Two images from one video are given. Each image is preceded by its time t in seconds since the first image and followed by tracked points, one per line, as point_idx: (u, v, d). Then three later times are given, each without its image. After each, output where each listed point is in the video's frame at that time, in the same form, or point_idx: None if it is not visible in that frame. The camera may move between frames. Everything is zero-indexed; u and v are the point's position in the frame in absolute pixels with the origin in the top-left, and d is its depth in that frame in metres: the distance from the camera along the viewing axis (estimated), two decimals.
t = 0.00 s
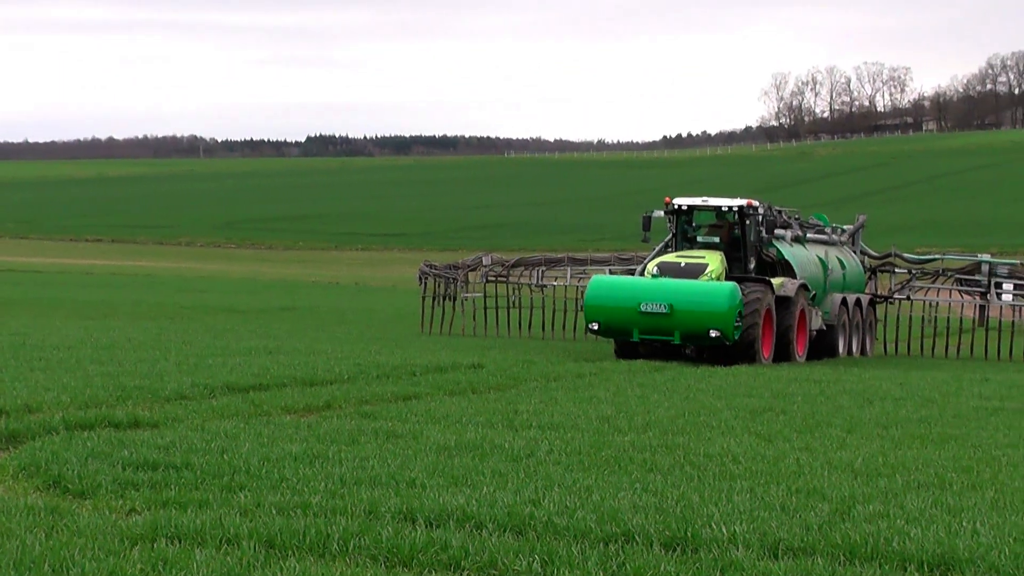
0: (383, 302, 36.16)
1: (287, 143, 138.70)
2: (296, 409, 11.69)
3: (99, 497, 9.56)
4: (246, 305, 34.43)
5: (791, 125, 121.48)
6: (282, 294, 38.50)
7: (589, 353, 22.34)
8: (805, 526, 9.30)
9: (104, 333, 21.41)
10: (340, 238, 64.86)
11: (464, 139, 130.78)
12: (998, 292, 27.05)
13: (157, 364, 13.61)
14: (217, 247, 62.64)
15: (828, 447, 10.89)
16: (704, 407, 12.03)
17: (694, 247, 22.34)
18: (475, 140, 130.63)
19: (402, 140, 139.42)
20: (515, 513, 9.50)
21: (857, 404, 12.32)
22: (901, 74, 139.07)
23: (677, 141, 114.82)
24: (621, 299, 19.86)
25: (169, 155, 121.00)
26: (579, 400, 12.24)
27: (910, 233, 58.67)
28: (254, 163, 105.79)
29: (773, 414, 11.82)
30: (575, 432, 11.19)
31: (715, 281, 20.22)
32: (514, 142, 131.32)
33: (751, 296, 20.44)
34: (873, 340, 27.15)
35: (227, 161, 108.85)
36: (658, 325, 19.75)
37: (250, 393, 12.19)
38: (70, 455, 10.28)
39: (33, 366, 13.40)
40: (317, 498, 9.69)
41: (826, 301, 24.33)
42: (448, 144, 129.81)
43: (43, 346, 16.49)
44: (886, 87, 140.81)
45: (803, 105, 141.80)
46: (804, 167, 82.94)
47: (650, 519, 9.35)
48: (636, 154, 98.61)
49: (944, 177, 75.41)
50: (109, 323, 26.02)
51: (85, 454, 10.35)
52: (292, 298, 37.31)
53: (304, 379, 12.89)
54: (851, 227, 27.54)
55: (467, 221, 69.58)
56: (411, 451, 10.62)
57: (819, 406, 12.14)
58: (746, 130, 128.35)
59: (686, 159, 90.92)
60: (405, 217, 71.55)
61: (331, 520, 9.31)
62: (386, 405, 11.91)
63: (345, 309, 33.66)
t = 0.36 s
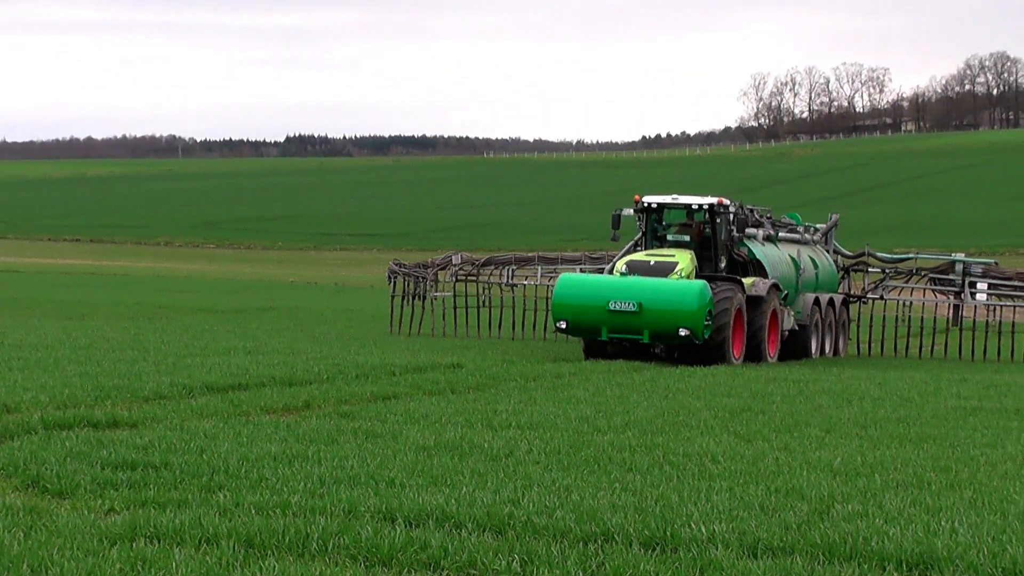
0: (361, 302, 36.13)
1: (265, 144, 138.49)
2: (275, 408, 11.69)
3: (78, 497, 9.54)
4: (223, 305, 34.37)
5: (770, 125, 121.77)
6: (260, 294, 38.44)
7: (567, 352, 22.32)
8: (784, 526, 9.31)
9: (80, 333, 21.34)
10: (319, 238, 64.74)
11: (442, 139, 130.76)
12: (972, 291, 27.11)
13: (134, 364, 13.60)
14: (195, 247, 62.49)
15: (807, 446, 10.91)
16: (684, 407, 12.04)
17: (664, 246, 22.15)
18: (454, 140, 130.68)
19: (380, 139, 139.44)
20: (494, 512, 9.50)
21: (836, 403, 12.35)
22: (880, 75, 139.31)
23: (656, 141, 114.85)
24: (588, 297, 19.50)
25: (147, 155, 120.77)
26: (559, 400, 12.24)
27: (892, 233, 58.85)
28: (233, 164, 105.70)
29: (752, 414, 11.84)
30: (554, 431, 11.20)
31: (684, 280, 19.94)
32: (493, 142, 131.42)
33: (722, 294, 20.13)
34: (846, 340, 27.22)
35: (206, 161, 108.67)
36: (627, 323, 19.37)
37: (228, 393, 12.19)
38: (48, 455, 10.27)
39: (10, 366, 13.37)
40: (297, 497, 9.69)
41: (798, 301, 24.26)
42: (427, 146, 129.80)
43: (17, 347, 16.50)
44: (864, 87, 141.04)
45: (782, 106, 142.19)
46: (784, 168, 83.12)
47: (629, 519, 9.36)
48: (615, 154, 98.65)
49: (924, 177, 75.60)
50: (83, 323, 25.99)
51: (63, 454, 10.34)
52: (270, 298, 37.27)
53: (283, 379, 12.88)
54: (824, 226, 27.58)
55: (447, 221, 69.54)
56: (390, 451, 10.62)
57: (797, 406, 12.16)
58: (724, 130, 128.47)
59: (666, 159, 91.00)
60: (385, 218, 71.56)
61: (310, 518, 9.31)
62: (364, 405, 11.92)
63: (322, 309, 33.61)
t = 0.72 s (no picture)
0: (337, 304, 36.07)
1: (241, 146, 138.34)
2: (251, 410, 11.68)
3: (53, 501, 9.51)
4: (200, 307, 34.31)
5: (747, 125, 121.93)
6: (236, 296, 38.41)
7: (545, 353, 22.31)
8: (760, 526, 9.32)
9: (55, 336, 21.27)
10: (297, 240, 64.64)
11: (418, 141, 130.77)
12: (942, 292, 27.23)
13: (110, 366, 13.58)
14: (171, 249, 62.35)
15: (783, 447, 10.92)
16: (660, 407, 12.05)
17: (629, 245, 22.04)
18: (431, 141, 130.53)
19: (357, 141, 139.24)
20: (470, 514, 9.50)
21: (811, 404, 12.37)
22: (855, 75, 139.62)
23: (631, 141, 114.96)
24: (554, 297, 19.35)
25: (123, 158, 120.49)
26: (535, 401, 12.25)
27: (870, 233, 59.00)
28: (211, 165, 105.40)
29: (728, 415, 11.85)
30: (529, 433, 11.21)
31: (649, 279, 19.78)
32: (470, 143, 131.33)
33: (688, 295, 19.93)
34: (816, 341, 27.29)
35: (182, 163, 108.54)
36: (593, 324, 19.24)
37: (203, 395, 12.17)
38: (24, 458, 10.23)
39: None
40: (272, 499, 9.68)
41: (768, 302, 24.17)
42: (403, 147, 129.78)
43: None
44: (840, 88, 141.31)
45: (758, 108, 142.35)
46: (762, 168, 83.25)
47: (605, 520, 9.36)
48: (591, 155, 98.73)
49: (902, 177, 75.83)
50: (58, 325, 25.91)
51: (38, 456, 10.31)
52: (245, 300, 37.21)
53: (259, 381, 12.86)
54: (794, 227, 27.65)
55: (425, 223, 69.54)
56: (367, 452, 10.62)
57: (771, 407, 12.19)
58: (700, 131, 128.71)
59: (643, 160, 91.14)
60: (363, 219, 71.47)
61: (286, 521, 9.30)
62: (340, 406, 11.91)
63: (298, 311, 33.57)
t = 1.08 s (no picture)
0: (310, 304, 36.00)
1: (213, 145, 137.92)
2: (225, 411, 11.68)
3: (26, 501, 9.48)
4: (172, 307, 34.20)
5: (720, 123, 122.12)
6: (209, 296, 38.33)
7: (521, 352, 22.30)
8: (734, 523, 9.33)
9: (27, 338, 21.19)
10: (271, 240, 64.48)
11: (391, 140, 130.54)
12: (911, 289, 27.33)
13: (83, 366, 13.56)
14: (145, 249, 62.11)
15: (757, 444, 10.95)
16: (634, 406, 12.07)
17: (594, 242, 22.00)
18: (405, 140, 130.36)
19: (331, 140, 139.01)
20: (444, 513, 9.49)
21: (785, 401, 12.40)
22: (828, 73, 139.65)
23: (605, 139, 114.87)
24: (517, 294, 19.22)
25: (95, 157, 120.05)
26: (509, 400, 12.26)
27: (845, 231, 59.17)
28: (185, 165, 105.09)
29: (702, 412, 11.87)
30: (503, 431, 11.21)
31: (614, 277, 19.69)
32: (444, 142, 131.24)
33: (652, 293, 19.83)
34: (783, 340, 27.41)
35: (156, 163, 108.16)
36: (556, 322, 19.11)
37: (176, 395, 12.16)
38: None
39: None
40: (246, 499, 9.66)
41: (734, 298, 24.17)
42: (376, 146, 129.49)
43: None
44: (813, 86, 141.60)
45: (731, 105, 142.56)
46: (737, 165, 83.40)
47: (579, 519, 9.36)
48: (565, 154, 98.63)
49: (876, 174, 75.96)
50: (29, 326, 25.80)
51: (11, 458, 10.28)
52: (218, 300, 37.12)
53: (232, 381, 12.86)
54: (761, 223, 27.68)
55: (400, 222, 69.42)
56: (340, 452, 10.60)
57: (746, 404, 12.21)
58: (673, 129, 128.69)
59: (617, 158, 91.07)
60: (338, 219, 71.35)
61: (261, 521, 9.28)
62: (314, 406, 11.91)
63: (272, 311, 33.51)
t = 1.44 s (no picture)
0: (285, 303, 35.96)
1: (187, 145, 137.48)
2: (201, 409, 11.67)
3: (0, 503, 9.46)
4: (150, 307, 34.15)
5: (695, 122, 122.32)
6: (185, 297, 38.24)
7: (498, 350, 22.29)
8: (710, 521, 9.34)
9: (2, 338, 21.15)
10: (250, 240, 64.33)
11: (366, 139, 130.16)
12: (881, 286, 27.40)
13: (60, 367, 13.53)
14: (122, 249, 61.98)
15: (733, 442, 10.97)
16: (610, 404, 12.09)
17: (560, 239, 21.79)
18: (380, 140, 130.15)
19: (306, 139, 138.83)
20: (420, 512, 9.48)
21: (761, 399, 12.43)
22: (804, 70, 139.60)
23: (581, 137, 114.72)
24: (482, 292, 19.09)
25: (71, 157, 119.75)
26: (485, 398, 12.27)
27: (823, 228, 59.32)
28: (161, 164, 104.80)
29: (679, 410, 11.89)
30: (480, 429, 11.21)
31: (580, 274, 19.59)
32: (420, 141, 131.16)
33: (620, 289, 19.75)
34: (751, 337, 27.47)
35: (132, 163, 107.76)
36: (521, 320, 19.00)
37: (153, 395, 12.15)
38: None
39: None
40: (222, 499, 9.64)
41: (701, 295, 24.10)
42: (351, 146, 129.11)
43: None
44: (788, 84, 141.82)
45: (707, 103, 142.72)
46: (714, 163, 83.52)
47: (555, 517, 9.35)
48: (542, 152, 98.52)
49: (854, 171, 76.11)
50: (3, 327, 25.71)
51: None
52: (193, 300, 37.07)
53: (208, 380, 12.85)
54: (730, 220, 27.79)
55: (379, 221, 69.27)
56: (316, 452, 10.59)
57: (722, 402, 12.23)
58: (649, 127, 128.58)
59: (594, 156, 90.97)
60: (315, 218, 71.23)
61: (236, 520, 9.26)
62: (291, 405, 11.91)
63: (248, 311, 33.48)
